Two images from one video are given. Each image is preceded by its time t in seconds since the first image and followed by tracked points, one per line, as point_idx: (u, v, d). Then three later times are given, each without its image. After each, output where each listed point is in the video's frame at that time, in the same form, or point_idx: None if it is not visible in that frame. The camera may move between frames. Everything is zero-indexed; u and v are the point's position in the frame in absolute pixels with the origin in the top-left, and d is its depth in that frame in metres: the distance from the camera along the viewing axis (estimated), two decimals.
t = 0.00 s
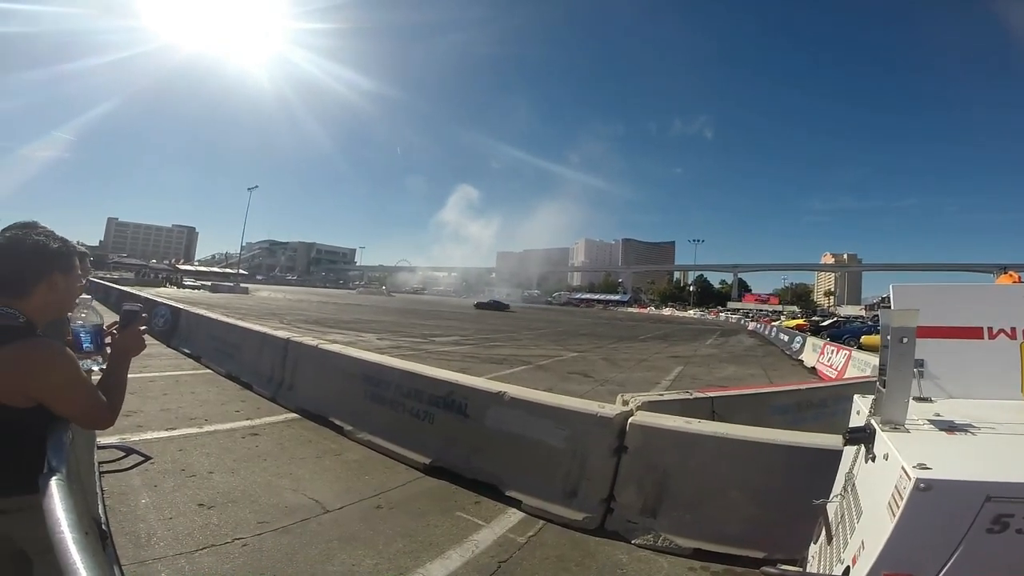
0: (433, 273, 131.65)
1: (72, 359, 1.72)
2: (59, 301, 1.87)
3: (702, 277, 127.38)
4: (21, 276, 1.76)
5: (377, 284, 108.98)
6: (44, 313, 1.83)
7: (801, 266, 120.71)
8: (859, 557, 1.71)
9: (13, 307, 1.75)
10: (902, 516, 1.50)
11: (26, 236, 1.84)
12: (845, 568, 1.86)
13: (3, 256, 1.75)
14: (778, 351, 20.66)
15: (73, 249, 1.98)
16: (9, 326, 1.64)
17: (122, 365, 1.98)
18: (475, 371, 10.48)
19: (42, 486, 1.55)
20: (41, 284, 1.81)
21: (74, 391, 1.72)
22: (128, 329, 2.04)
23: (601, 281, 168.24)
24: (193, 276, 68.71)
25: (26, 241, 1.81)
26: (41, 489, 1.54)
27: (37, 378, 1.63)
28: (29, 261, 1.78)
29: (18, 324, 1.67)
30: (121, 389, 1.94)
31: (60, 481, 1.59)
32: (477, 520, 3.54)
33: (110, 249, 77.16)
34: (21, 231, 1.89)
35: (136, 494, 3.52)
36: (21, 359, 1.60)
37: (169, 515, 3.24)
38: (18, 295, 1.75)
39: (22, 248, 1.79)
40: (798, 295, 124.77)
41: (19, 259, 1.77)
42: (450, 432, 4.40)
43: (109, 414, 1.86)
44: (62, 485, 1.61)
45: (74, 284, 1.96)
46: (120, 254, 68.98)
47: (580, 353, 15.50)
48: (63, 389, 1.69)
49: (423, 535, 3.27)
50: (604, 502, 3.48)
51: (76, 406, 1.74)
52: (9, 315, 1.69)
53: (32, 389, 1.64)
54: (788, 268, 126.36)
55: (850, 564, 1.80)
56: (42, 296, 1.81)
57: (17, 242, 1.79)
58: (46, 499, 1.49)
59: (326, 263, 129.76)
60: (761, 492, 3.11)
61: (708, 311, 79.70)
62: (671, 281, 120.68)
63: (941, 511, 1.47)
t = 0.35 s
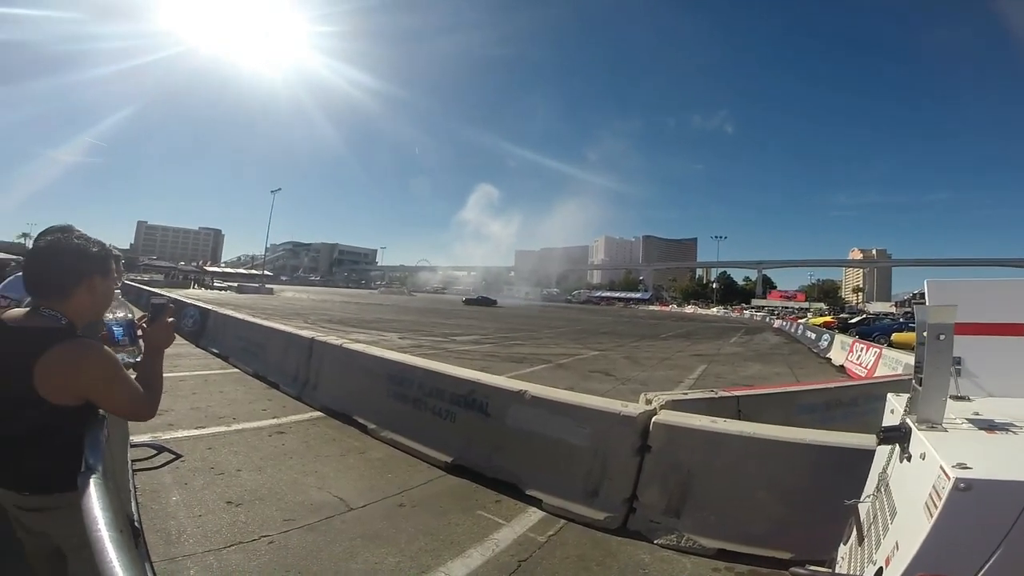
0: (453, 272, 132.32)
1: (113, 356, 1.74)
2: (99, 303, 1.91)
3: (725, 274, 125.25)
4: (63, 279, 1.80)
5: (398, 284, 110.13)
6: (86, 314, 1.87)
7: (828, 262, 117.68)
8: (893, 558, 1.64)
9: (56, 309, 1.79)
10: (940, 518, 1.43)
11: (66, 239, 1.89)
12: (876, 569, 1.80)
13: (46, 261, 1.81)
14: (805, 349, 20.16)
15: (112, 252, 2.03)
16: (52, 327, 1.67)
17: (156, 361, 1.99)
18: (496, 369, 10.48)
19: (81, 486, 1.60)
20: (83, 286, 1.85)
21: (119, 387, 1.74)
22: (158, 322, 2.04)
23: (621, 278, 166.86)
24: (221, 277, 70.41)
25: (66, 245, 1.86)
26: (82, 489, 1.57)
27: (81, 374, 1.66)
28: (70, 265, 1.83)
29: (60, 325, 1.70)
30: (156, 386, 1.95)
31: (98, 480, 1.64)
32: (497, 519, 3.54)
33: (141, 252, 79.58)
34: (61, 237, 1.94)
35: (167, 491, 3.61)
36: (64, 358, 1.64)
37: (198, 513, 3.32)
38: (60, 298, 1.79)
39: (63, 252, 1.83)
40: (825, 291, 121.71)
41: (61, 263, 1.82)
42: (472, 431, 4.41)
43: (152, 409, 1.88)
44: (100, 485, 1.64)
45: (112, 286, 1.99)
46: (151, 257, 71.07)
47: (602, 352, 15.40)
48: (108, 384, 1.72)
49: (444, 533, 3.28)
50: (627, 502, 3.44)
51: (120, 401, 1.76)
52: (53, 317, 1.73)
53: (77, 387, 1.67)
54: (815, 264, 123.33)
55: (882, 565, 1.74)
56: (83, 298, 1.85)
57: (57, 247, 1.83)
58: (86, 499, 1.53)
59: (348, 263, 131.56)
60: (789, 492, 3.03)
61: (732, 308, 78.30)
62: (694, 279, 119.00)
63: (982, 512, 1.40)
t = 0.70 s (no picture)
0: (490, 274, 133.14)
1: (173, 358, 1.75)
2: (163, 311, 1.97)
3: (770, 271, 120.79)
4: (131, 287, 1.87)
5: (436, 287, 111.82)
6: (150, 321, 1.93)
7: (883, 257, 111.64)
8: (961, 565, 1.53)
9: (124, 315, 1.86)
10: (1017, 524, 1.31)
11: (135, 248, 1.96)
12: None
13: (118, 267, 1.88)
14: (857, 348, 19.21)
15: (173, 262, 2.10)
16: (119, 331, 1.73)
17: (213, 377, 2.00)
18: (534, 371, 10.47)
19: (145, 488, 1.58)
20: (150, 294, 1.91)
21: (174, 388, 1.71)
22: (218, 341, 2.04)
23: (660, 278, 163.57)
24: (268, 283, 73.42)
25: (135, 253, 1.93)
26: (146, 488, 1.56)
27: (139, 374, 1.66)
28: (138, 273, 1.89)
29: (126, 329, 1.75)
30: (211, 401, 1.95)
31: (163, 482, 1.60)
32: (535, 521, 3.51)
33: (196, 260, 83.97)
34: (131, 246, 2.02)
35: (219, 490, 3.78)
36: (126, 359, 1.65)
37: (248, 511, 3.45)
38: (129, 304, 1.86)
39: (132, 260, 1.91)
40: (880, 287, 115.52)
41: (131, 270, 1.89)
42: (510, 432, 4.41)
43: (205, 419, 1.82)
44: (164, 485, 1.62)
45: (174, 295, 2.06)
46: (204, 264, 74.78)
47: (642, 353, 15.12)
48: (164, 385, 1.69)
49: (482, 534, 3.28)
50: (669, 505, 3.35)
51: (172, 406, 1.72)
52: (119, 321, 1.79)
53: (136, 388, 1.67)
54: (868, 259, 117.25)
55: (948, 572, 1.62)
56: (150, 306, 1.91)
57: (127, 255, 1.91)
58: (150, 500, 1.51)
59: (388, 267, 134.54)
60: (845, 496, 2.88)
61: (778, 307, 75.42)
62: (737, 277, 115.31)
63: None
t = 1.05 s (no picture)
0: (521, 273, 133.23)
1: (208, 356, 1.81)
2: (205, 311, 2.05)
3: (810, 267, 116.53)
4: (176, 286, 1.96)
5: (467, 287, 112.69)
6: (192, 320, 2.02)
7: (933, 250, 106.09)
8: (1020, 570, 1.44)
9: (167, 312, 1.95)
10: None
11: (182, 249, 2.06)
12: None
13: (165, 267, 1.97)
14: (905, 347, 18.34)
15: (217, 264, 2.20)
16: (161, 328, 1.81)
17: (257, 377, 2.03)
18: (565, 370, 10.43)
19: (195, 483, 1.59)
20: (196, 293, 2.01)
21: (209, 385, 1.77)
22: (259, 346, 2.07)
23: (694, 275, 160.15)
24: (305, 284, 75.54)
25: (181, 254, 2.03)
26: (195, 482, 1.58)
27: (176, 370, 1.72)
28: (184, 273, 1.98)
29: (167, 326, 1.83)
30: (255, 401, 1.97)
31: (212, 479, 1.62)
32: (566, 521, 3.51)
33: (237, 263, 87.17)
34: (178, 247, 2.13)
35: (260, 486, 3.92)
36: (162, 354, 1.72)
37: (287, 508, 3.57)
38: (173, 302, 1.94)
39: (179, 261, 2.01)
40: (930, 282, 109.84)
41: (176, 270, 1.98)
42: (542, 432, 4.41)
43: (242, 416, 1.86)
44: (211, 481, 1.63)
45: (216, 295, 2.15)
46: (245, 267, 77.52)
47: (676, 352, 14.87)
48: (199, 382, 1.74)
49: (513, 534, 3.30)
50: (706, 507, 3.28)
51: (206, 402, 1.77)
52: (162, 319, 1.87)
53: (173, 383, 1.73)
54: (917, 253, 111.62)
55: None
56: (193, 305, 2.00)
57: (175, 256, 2.01)
58: (198, 495, 1.51)
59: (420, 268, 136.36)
60: (892, 498, 2.75)
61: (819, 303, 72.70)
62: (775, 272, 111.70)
63: None
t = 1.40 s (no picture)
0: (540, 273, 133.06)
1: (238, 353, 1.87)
2: (230, 311, 2.11)
3: (837, 263, 113.62)
4: (203, 286, 2.02)
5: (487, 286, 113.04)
6: (218, 320, 2.08)
7: (966, 245, 102.46)
8: None
9: (194, 313, 2.01)
10: None
11: (208, 252, 2.13)
12: None
13: (193, 269, 2.03)
14: (937, 344, 17.76)
15: (242, 267, 2.26)
16: (190, 328, 1.88)
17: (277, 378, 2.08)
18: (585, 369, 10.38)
19: (225, 480, 1.64)
20: (222, 295, 2.07)
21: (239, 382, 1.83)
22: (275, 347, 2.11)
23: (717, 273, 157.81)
24: (328, 286, 76.96)
25: (207, 256, 2.09)
26: (224, 480, 1.62)
27: (207, 367, 1.78)
28: (211, 274, 2.04)
29: (194, 327, 1.89)
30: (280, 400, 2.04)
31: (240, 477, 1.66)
32: (586, 521, 3.50)
33: (262, 266, 89.13)
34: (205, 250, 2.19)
35: (285, 485, 4.01)
36: (193, 352, 1.78)
37: (312, 507, 3.64)
38: (199, 303, 2.01)
39: (206, 262, 2.07)
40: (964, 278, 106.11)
41: (203, 271, 2.04)
42: (563, 431, 4.40)
43: (269, 413, 1.92)
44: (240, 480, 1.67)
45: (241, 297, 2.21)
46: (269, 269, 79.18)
47: (698, 351, 14.66)
48: (230, 379, 1.81)
49: (533, 534, 3.30)
50: (732, 507, 3.23)
51: (235, 400, 1.82)
52: (189, 320, 1.94)
53: (204, 382, 1.79)
54: (949, 248, 108.05)
55: None
56: (219, 306, 2.06)
57: (201, 258, 2.07)
58: (227, 494, 1.54)
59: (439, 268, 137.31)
60: (925, 500, 2.67)
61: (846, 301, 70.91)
62: (800, 269, 109.16)
63: None
